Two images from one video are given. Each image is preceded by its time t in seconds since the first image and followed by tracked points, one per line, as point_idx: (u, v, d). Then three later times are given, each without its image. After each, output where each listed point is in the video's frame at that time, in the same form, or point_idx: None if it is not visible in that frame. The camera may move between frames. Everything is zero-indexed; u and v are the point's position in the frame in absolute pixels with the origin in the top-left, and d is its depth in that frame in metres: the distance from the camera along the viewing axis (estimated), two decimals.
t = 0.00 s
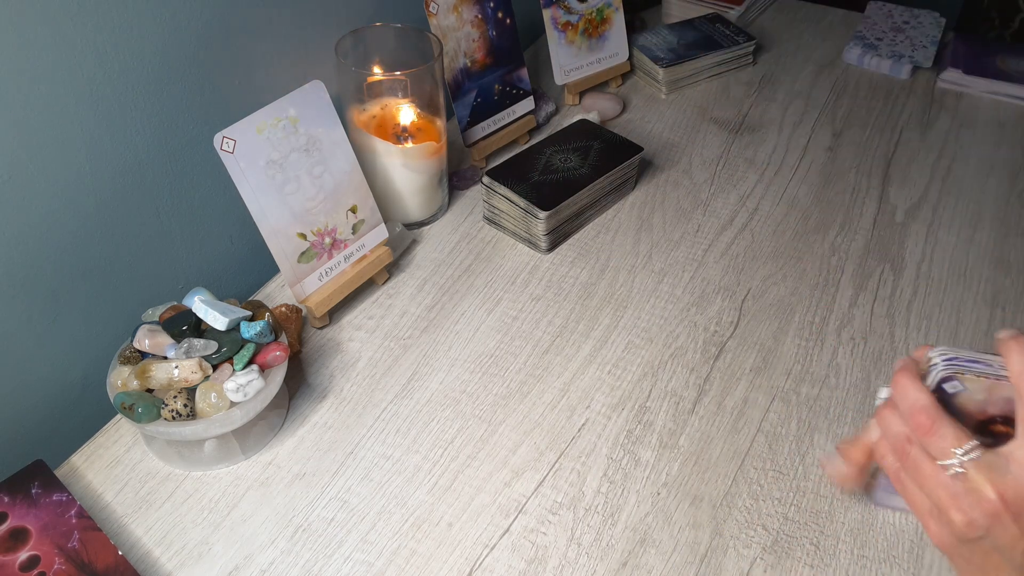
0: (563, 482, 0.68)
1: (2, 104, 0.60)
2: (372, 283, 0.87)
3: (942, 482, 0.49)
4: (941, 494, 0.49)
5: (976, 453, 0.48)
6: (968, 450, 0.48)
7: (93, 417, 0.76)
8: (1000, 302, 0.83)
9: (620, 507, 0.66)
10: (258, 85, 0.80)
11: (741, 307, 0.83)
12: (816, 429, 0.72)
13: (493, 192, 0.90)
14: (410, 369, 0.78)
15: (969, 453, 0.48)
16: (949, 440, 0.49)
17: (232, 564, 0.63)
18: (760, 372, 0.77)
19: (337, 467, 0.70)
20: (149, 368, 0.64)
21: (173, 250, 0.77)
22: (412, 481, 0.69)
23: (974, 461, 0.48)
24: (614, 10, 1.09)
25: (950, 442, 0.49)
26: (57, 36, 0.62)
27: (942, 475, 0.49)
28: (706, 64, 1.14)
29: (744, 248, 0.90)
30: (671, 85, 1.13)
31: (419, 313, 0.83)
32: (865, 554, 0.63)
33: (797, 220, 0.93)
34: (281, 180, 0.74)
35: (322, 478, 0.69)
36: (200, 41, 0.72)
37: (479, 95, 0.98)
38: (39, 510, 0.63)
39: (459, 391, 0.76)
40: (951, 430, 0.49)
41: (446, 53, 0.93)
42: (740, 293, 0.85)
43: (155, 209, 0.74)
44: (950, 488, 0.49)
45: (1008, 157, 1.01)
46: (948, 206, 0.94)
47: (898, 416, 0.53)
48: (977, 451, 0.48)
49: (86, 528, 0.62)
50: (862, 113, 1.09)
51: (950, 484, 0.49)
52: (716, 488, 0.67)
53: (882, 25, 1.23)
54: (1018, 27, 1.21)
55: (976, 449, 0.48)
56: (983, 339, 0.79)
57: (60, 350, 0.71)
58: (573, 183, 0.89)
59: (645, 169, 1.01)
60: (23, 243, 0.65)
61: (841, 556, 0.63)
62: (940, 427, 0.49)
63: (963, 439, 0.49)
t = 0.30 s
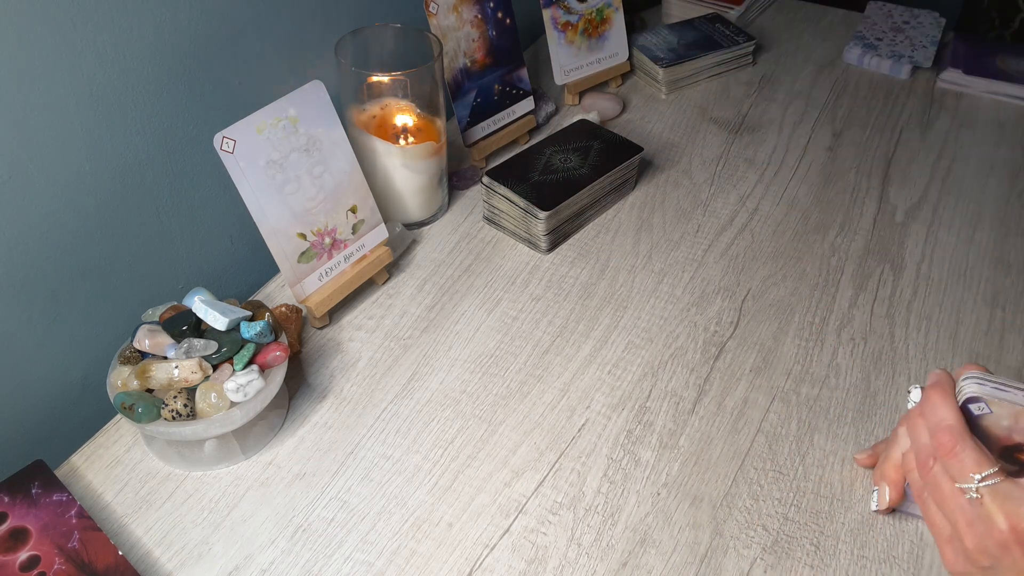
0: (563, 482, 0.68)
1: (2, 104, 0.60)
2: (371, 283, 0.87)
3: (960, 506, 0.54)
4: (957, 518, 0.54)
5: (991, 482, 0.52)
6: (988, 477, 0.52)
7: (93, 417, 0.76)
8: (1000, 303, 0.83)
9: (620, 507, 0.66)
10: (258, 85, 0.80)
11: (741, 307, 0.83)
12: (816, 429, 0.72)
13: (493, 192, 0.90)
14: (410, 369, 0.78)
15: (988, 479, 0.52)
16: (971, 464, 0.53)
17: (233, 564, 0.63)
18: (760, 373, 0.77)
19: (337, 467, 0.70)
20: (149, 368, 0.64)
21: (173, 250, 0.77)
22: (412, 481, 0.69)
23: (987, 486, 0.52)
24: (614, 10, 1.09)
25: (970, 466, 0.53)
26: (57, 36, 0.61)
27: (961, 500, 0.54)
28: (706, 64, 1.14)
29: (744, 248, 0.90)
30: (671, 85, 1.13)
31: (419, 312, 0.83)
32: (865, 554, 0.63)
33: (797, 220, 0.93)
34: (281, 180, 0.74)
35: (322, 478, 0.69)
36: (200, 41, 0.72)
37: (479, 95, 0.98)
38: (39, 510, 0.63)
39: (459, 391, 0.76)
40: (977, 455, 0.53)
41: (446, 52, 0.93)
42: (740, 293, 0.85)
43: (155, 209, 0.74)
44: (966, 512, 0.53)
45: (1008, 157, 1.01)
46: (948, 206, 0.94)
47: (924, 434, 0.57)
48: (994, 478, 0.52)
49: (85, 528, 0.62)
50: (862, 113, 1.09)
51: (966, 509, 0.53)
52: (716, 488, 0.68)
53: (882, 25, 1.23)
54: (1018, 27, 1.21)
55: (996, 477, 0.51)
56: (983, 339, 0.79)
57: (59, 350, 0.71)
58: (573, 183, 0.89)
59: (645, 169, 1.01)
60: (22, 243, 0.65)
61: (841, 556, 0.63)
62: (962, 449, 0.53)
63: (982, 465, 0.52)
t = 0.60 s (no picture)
0: (563, 482, 0.68)
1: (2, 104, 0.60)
2: (372, 283, 0.87)
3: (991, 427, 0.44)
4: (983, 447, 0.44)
5: None
6: None
7: (93, 417, 0.76)
8: (1000, 303, 0.83)
9: (620, 507, 0.66)
10: (258, 85, 0.80)
11: (741, 307, 0.83)
12: (816, 429, 0.72)
13: (493, 192, 0.90)
14: (410, 369, 0.78)
15: None
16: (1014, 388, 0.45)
17: (233, 564, 0.63)
18: (760, 373, 0.77)
19: (337, 467, 0.70)
20: (149, 368, 0.64)
21: (173, 250, 0.77)
22: (412, 481, 0.69)
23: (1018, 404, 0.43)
24: (614, 10, 1.09)
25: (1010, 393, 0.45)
26: (57, 36, 0.61)
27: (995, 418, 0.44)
28: (706, 64, 1.14)
29: (744, 247, 0.90)
30: (671, 85, 1.13)
31: (419, 313, 0.83)
32: (865, 554, 0.63)
33: (797, 220, 0.93)
34: (281, 180, 0.74)
35: (322, 478, 0.69)
36: (200, 41, 0.72)
37: (479, 95, 0.98)
38: (39, 510, 0.63)
39: (459, 391, 0.76)
40: None
41: (446, 52, 0.93)
42: (740, 294, 0.85)
43: (155, 209, 0.74)
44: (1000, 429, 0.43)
45: (1008, 157, 1.01)
46: (948, 206, 0.94)
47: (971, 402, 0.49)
48: None
49: (86, 528, 0.62)
50: (863, 113, 1.09)
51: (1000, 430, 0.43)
52: (716, 488, 0.67)
53: (882, 25, 1.23)
54: (1018, 27, 1.21)
55: None
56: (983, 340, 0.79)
57: (60, 350, 0.71)
58: (573, 183, 0.89)
59: (645, 169, 1.01)
60: (23, 243, 0.65)
61: (842, 556, 0.63)
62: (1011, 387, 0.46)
63: None
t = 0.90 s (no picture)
0: (563, 482, 0.68)
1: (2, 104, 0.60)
2: (372, 283, 0.87)
3: None
4: None
5: None
6: None
7: (93, 417, 0.76)
8: (1001, 303, 0.83)
9: (620, 507, 0.66)
10: (258, 85, 0.80)
11: (741, 307, 0.83)
12: (816, 429, 0.72)
13: (493, 192, 0.90)
14: (410, 369, 0.78)
15: None
16: None
17: (232, 564, 0.63)
18: (760, 372, 0.77)
19: (337, 467, 0.70)
20: (149, 368, 0.64)
21: (173, 250, 0.77)
22: (412, 481, 0.69)
23: None
24: (614, 10, 1.09)
25: None
26: (57, 35, 0.62)
27: None
28: (706, 64, 1.14)
29: (744, 247, 0.90)
30: (671, 85, 1.13)
31: (419, 313, 0.83)
32: (865, 554, 0.63)
33: (797, 220, 0.93)
34: (281, 180, 0.74)
35: (322, 478, 0.69)
36: (199, 41, 0.72)
37: (479, 95, 0.98)
38: (39, 510, 0.63)
39: (459, 391, 0.76)
40: None
41: (446, 53, 0.93)
42: (740, 293, 0.85)
43: (155, 209, 0.74)
44: None
45: (1008, 157, 1.01)
46: (948, 206, 0.94)
47: None
48: None
49: (85, 528, 0.62)
50: (863, 112, 1.09)
51: None
52: (716, 488, 0.67)
53: (882, 25, 1.23)
54: (1018, 27, 1.21)
55: None
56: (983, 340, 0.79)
57: (59, 350, 0.71)
58: (573, 183, 0.89)
59: (645, 169, 1.01)
60: (23, 243, 0.65)
61: (841, 556, 0.63)
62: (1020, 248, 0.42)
63: None
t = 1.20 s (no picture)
0: (563, 482, 0.68)
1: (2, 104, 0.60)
2: (372, 283, 0.87)
3: (861, 491, 0.59)
4: (863, 536, 0.59)
5: (885, 411, 0.59)
6: (877, 418, 0.60)
7: (93, 417, 0.76)
8: (1000, 303, 0.83)
9: (620, 507, 0.66)
10: (258, 85, 0.80)
11: (741, 307, 0.83)
12: (816, 429, 0.72)
13: (493, 192, 0.90)
14: (410, 369, 0.78)
15: (887, 419, 0.59)
16: (874, 424, 0.61)
17: (232, 564, 0.63)
18: (760, 372, 0.77)
19: (337, 467, 0.70)
20: (149, 368, 0.64)
21: (173, 250, 0.77)
22: (412, 482, 0.69)
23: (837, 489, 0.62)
24: (613, 10, 1.09)
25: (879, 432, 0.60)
26: (57, 35, 0.62)
27: (869, 483, 0.59)
28: (706, 64, 1.14)
29: (744, 247, 0.90)
30: (671, 85, 1.13)
31: (419, 312, 0.83)
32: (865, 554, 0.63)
33: (796, 220, 0.93)
34: (281, 180, 0.74)
35: (322, 478, 0.69)
36: (199, 41, 0.72)
37: (479, 95, 0.98)
38: (39, 510, 0.63)
39: (459, 391, 0.76)
40: (909, 414, 0.59)
41: (446, 52, 0.93)
42: (740, 294, 0.85)
43: (155, 209, 0.74)
44: (879, 495, 0.58)
45: (1008, 156, 1.01)
46: (948, 206, 0.94)
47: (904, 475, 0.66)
48: (896, 410, 0.59)
49: (86, 528, 0.62)
50: (862, 113, 1.10)
51: (878, 496, 0.58)
52: (716, 488, 0.68)
53: (882, 25, 1.24)
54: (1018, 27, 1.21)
55: (891, 409, 0.59)
56: (983, 340, 0.79)
57: (59, 350, 0.71)
58: (573, 183, 0.89)
59: (645, 169, 1.01)
60: (22, 243, 0.65)
61: (841, 556, 0.63)
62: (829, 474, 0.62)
63: (896, 409, 0.60)
